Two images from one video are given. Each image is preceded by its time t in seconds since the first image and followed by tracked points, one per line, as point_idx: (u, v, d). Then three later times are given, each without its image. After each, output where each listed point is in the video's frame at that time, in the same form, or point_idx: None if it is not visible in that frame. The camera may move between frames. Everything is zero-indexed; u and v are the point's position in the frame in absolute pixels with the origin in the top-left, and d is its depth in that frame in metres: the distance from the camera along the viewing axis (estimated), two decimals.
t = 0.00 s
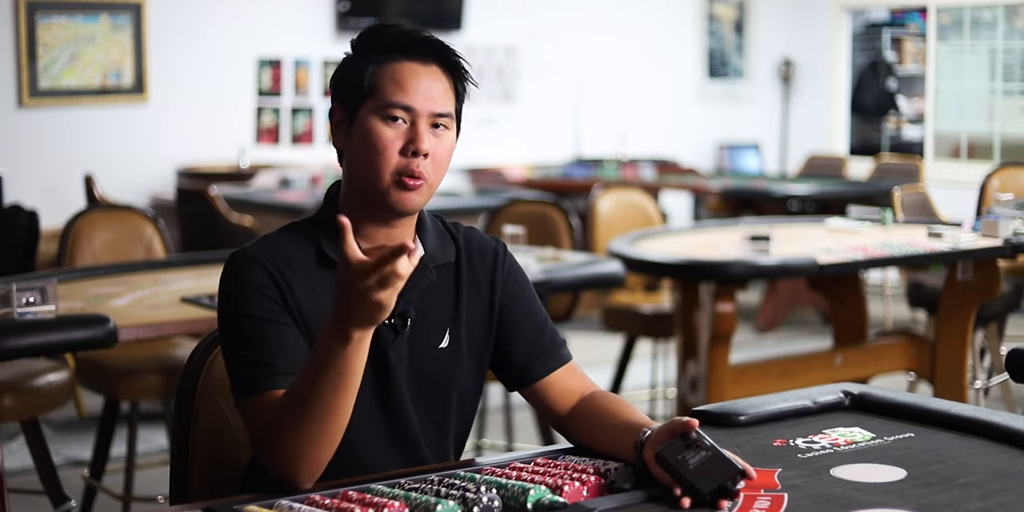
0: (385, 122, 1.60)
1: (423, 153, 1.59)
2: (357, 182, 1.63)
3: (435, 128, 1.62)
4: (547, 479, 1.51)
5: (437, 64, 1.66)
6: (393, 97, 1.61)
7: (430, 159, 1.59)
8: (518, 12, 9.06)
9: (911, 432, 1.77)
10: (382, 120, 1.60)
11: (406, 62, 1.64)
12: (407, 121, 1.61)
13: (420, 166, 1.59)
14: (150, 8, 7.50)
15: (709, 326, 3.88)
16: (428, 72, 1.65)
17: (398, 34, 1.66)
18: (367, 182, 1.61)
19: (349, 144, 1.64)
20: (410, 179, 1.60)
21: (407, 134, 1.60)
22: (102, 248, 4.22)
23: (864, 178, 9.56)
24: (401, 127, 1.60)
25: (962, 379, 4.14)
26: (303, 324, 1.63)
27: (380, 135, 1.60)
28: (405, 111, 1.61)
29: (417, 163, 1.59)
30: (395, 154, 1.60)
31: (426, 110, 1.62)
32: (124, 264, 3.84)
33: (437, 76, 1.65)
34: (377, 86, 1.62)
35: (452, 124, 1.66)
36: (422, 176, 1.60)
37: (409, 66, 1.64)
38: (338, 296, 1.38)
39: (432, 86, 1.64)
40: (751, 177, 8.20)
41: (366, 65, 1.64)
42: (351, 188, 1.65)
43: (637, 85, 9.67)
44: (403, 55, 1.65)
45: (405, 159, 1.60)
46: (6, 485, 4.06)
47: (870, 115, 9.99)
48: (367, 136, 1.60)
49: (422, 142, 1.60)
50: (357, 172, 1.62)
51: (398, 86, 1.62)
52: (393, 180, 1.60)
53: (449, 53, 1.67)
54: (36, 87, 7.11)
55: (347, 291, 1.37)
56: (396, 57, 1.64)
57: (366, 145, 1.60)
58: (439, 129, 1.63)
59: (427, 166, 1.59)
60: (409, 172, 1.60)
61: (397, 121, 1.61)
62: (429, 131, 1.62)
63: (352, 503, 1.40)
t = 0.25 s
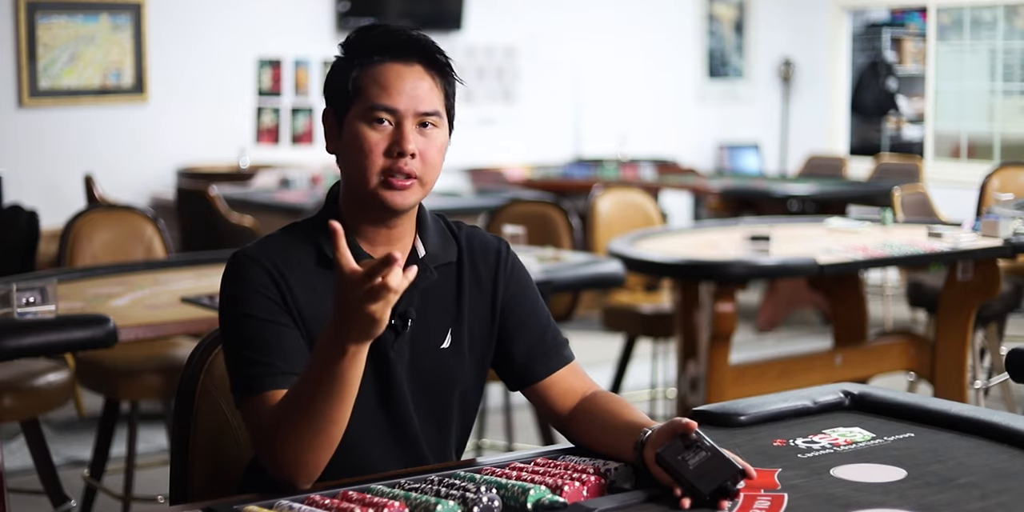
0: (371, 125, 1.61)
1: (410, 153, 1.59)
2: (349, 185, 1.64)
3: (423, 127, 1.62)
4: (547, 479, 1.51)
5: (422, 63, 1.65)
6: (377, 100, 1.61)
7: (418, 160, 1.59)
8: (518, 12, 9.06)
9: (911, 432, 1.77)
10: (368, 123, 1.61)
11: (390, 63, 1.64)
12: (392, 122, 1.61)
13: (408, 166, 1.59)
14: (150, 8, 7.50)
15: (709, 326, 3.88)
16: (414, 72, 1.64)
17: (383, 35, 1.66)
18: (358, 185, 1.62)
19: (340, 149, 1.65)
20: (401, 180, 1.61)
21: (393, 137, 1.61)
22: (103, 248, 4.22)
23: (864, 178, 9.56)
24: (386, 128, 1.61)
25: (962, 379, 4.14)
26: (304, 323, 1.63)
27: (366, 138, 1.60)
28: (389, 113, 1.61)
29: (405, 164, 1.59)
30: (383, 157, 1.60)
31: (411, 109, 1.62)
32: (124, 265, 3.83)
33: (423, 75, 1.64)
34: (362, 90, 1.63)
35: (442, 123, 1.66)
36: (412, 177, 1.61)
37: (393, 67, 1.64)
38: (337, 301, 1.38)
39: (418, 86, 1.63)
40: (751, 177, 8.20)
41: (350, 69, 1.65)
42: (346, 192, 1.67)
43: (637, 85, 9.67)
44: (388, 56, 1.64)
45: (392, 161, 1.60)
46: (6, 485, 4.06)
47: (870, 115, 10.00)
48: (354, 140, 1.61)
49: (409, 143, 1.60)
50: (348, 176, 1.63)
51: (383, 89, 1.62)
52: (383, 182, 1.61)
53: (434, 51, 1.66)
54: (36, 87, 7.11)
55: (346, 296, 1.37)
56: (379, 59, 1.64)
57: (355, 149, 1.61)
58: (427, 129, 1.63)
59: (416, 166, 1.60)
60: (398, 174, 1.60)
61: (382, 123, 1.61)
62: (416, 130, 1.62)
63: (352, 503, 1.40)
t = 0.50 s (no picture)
0: (372, 127, 1.61)
1: (413, 153, 1.59)
2: (352, 187, 1.64)
3: (424, 126, 1.63)
4: (547, 479, 1.51)
5: (420, 63, 1.65)
6: (377, 102, 1.62)
7: (421, 160, 1.60)
8: (518, 12, 9.06)
9: (911, 432, 1.77)
10: (369, 125, 1.61)
11: (387, 65, 1.64)
12: (393, 124, 1.62)
13: (412, 166, 1.60)
14: (150, 8, 7.50)
15: (709, 326, 3.88)
16: (412, 72, 1.64)
17: (379, 36, 1.66)
18: (361, 188, 1.63)
19: (341, 152, 1.65)
20: (405, 181, 1.61)
21: (395, 138, 1.61)
22: (103, 248, 4.22)
23: (864, 178, 9.56)
24: (388, 130, 1.61)
25: (963, 379, 4.15)
26: (305, 323, 1.63)
27: (368, 140, 1.61)
28: (391, 114, 1.62)
29: (408, 164, 1.60)
30: (387, 158, 1.60)
31: (411, 110, 1.62)
32: (124, 264, 3.83)
33: (422, 75, 1.64)
34: (362, 92, 1.63)
35: (443, 121, 1.66)
36: (417, 176, 1.61)
37: (391, 68, 1.64)
38: (339, 302, 1.38)
39: (417, 86, 1.63)
40: (751, 177, 8.20)
41: (348, 72, 1.64)
42: (348, 193, 1.67)
43: (637, 85, 9.67)
44: (385, 56, 1.64)
45: (395, 162, 1.60)
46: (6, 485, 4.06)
47: (870, 115, 10.02)
48: (356, 142, 1.61)
49: (412, 143, 1.60)
50: (351, 178, 1.64)
51: (382, 90, 1.62)
52: (387, 183, 1.61)
53: (431, 50, 1.66)
54: (36, 87, 7.11)
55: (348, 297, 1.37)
56: (377, 60, 1.64)
57: (357, 152, 1.61)
58: (428, 128, 1.63)
59: (420, 166, 1.60)
60: (402, 175, 1.60)
61: (384, 125, 1.61)
62: (418, 130, 1.62)
63: (352, 503, 1.40)
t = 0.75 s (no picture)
0: (388, 129, 1.61)
1: (428, 155, 1.60)
2: (366, 188, 1.64)
3: (440, 128, 1.63)
4: (546, 479, 1.50)
5: (434, 64, 1.65)
6: (392, 104, 1.62)
7: (436, 161, 1.60)
8: (519, 12, 9.07)
9: (911, 432, 1.77)
10: (385, 127, 1.61)
11: (402, 66, 1.64)
12: (409, 126, 1.62)
13: (427, 168, 1.60)
14: (150, 8, 7.50)
15: (709, 326, 3.89)
16: (426, 74, 1.64)
17: (393, 37, 1.66)
18: (376, 189, 1.63)
19: (356, 154, 1.65)
20: (420, 182, 1.61)
21: (410, 139, 1.61)
22: (102, 248, 4.22)
23: (864, 178, 9.57)
24: (403, 132, 1.61)
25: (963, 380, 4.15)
26: (316, 321, 1.63)
27: (383, 143, 1.61)
28: (406, 117, 1.62)
29: (423, 165, 1.60)
30: (402, 159, 1.61)
31: (427, 112, 1.62)
32: (124, 264, 3.83)
33: (436, 76, 1.64)
34: (377, 94, 1.63)
35: (458, 122, 1.66)
36: (431, 178, 1.61)
37: (406, 70, 1.64)
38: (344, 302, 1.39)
39: (431, 87, 1.63)
40: (751, 177, 8.19)
41: (362, 74, 1.65)
42: (361, 194, 1.67)
43: (637, 86, 9.67)
44: (399, 58, 1.64)
45: (409, 164, 1.60)
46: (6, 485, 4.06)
47: (870, 115, 10.04)
48: (372, 145, 1.61)
49: (427, 145, 1.60)
50: (366, 180, 1.64)
51: (396, 91, 1.62)
52: (402, 185, 1.61)
53: (445, 51, 1.66)
54: (36, 87, 7.11)
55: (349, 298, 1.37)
56: (391, 62, 1.64)
57: (372, 154, 1.61)
58: (443, 130, 1.63)
59: (434, 167, 1.60)
60: (416, 176, 1.61)
61: (400, 127, 1.61)
62: (433, 131, 1.62)
63: (352, 503, 1.40)
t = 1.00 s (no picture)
0: (385, 127, 1.61)
1: (426, 151, 1.59)
2: (365, 186, 1.64)
3: (437, 126, 1.63)
4: (547, 479, 1.50)
5: (431, 62, 1.65)
6: (390, 101, 1.62)
7: (434, 158, 1.60)
8: (518, 12, 9.07)
9: (912, 432, 1.77)
10: (383, 125, 1.61)
11: (400, 65, 1.64)
12: (407, 123, 1.62)
13: (425, 164, 1.60)
14: (150, 8, 7.50)
15: (709, 326, 3.89)
16: (424, 72, 1.64)
17: (391, 36, 1.66)
18: (375, 187, 1.62)
19: (355, 152, 1.65)
20: (418, 179, 1.61)
21: (408, 137, 1.61)
22: (102, 248, 4.22)
23: (864, 178, 9.58)
24: (401, 130, 1.61)
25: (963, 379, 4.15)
26: (317, 321, 1.64)
27: (382, 140, 1.60)
28: (404, 114, 1.62)
29: (421, 162, 1.60)
30: (400, 156, 1.60)
31: (424, 109, 1.62)
32: (124, 264, 3.83)
33: (433, 75, 1.64)
34: (375, 92, 1.63)
35: (455, 120, 1.66)
36: (430, 175, 1.61)
37: (403, 68, 1.64)
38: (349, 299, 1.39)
39: (429, 85, 1.63)
40: (751, 177, 8.19)
41: (361, 72, 1.65)
42: (361, 193, 1.66)
43: (637, 86, 9.66)
44: (397, 56, 1.64)
45: (408, 161, 1.60)
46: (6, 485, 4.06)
47: (870, 115, 10.05)
48: (370, 142, 1.61)
49: (424, 142, 1.60)
50: (364, 178, 1.63)
51: (394, 90, 1.62)
52: (401, 181, 1.61)
53: (443, 50, 1.66)
54: (36, 87, 7.11)
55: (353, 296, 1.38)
56: (389, 61, 1.64)
57: (370, 151, 1.61)
58: (441, 127, 1.63)
59: (432, 164, 1.60)
60: (414, 173, 1.60)
61: (398, 125, 1.61)
62: (431, 129, 1.62)
63: (352, 503, 1.40)
